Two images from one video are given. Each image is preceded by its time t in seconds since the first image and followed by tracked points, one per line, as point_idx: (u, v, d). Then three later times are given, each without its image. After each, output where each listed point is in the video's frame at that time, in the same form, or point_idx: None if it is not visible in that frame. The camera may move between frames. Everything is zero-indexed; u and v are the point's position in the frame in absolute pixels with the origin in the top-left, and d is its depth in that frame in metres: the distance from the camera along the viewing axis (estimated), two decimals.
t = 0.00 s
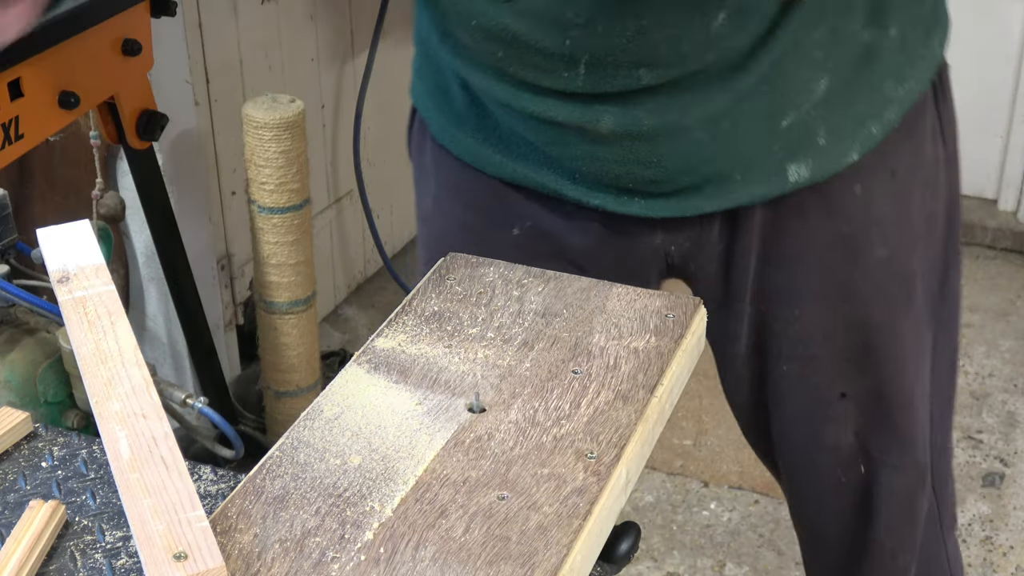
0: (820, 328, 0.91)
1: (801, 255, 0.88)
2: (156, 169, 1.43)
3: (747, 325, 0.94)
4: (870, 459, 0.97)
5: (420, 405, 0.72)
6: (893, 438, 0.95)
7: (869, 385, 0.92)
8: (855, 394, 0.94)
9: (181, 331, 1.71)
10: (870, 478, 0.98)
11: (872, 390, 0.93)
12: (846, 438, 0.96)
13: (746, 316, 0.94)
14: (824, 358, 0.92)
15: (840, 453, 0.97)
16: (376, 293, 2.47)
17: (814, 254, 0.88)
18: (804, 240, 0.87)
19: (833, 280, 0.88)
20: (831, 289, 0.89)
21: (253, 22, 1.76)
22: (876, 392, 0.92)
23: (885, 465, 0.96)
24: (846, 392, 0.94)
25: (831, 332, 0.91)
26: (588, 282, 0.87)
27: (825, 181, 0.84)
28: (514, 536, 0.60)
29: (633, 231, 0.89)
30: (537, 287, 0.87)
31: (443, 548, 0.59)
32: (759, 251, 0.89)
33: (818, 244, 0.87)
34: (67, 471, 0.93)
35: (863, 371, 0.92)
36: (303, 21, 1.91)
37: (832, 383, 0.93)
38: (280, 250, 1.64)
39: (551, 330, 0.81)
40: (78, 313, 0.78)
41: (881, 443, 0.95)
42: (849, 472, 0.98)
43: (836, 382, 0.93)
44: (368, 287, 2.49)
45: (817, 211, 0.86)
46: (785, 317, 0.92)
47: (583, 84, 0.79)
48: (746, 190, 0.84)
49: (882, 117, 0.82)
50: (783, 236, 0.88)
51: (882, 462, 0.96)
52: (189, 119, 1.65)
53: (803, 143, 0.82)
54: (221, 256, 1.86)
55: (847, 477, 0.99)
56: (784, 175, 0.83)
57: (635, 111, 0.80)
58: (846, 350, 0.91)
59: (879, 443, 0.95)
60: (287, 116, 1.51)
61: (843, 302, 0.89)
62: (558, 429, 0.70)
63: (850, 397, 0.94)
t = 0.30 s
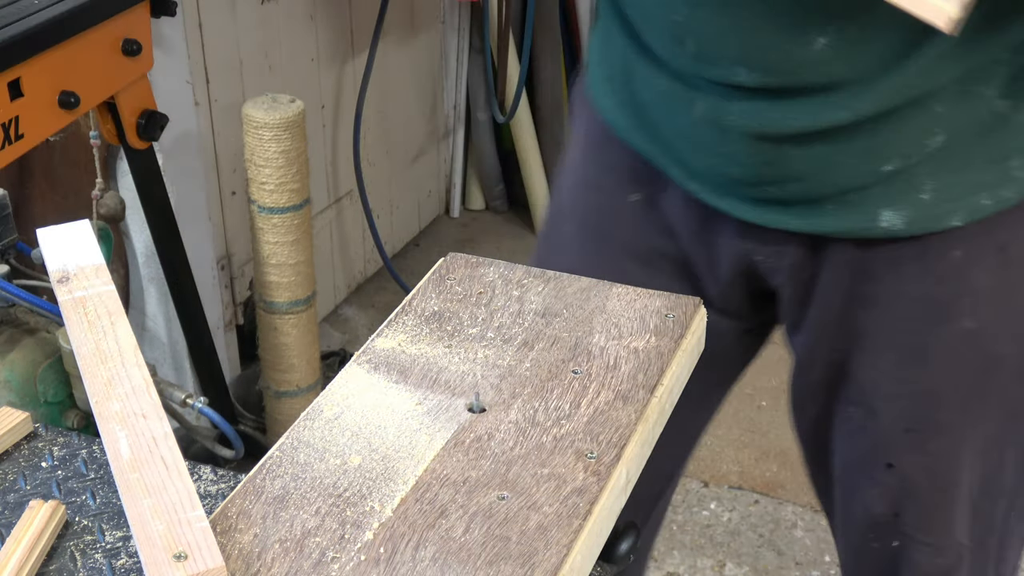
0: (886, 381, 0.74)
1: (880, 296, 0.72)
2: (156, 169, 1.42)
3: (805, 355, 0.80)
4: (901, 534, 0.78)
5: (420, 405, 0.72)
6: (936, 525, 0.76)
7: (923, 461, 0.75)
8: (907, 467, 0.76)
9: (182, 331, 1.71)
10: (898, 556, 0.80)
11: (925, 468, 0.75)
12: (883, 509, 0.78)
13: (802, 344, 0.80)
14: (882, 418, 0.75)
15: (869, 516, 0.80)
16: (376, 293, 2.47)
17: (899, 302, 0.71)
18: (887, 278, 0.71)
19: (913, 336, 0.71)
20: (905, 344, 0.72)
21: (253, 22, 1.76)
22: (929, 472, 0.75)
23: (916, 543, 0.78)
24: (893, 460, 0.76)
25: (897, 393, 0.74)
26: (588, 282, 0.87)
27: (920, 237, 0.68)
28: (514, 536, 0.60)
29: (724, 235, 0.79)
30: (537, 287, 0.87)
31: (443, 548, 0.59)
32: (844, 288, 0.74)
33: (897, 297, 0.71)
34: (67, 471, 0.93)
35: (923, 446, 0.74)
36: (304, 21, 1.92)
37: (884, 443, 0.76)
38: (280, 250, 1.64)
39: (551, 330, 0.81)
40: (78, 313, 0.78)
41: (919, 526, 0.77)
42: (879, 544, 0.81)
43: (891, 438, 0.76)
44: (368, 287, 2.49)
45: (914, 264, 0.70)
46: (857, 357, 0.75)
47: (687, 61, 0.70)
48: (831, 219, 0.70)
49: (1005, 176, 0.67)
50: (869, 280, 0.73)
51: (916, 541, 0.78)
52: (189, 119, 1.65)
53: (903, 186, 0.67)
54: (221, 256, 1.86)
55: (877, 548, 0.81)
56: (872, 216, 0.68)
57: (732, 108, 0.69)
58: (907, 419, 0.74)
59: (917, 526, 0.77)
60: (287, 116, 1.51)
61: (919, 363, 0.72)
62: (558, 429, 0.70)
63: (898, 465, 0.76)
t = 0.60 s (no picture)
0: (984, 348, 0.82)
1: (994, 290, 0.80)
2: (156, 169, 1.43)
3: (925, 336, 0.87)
4: (958, 495, 0.87)
5: (420, 405, 0.72)
6: (996, 487, 0.85)
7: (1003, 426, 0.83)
8: (985, 435, 0.84)
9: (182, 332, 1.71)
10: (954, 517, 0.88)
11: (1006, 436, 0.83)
12: (946, 471, 0.87)
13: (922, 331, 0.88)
14: (970, 386, 0.83)
15: (933, 473, 0.89)
16: (376, 292, 2.47)
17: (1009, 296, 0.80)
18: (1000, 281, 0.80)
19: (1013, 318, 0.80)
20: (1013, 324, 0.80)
21: (253, 23, 1.76)
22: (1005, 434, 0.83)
23: (972, 501, 0.86)
24: (969, 424, 0.84)
25: (990, 366, 0.82)
26: (588, 282, 0.88)
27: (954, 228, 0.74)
28: (514, 536, 0.60)
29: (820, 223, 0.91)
30: (537, 286, 0.87)
31: (443, 548, 0.59)
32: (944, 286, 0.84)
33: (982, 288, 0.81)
34: (67, 471, 0.93)
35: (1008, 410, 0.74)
36: (304, 21, 1.92)
37: (959, 408, 0.84)
38: (280, 250, 1.64)
39: (551, 330, 0.81)
40: (78, 313, 0.79)
41: (984, 489, 0.85)
42: (935, 503, 0.89)
43: (972, 402, 0.83)
44: (368, 286, 2.49)
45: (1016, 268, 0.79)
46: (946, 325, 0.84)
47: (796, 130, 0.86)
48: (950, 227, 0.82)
49: None
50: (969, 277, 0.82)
51: (977, 501, 0.86)
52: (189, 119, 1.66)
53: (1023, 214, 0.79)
54: (221, 256, 1.86)
55: (932, 507, 0.90)
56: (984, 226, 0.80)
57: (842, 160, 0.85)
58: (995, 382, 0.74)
59: (978, 489, 0.85)
60: (287, 116, 1.51)
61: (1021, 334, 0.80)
62: (558, 428, 0.70)
63: (977, 429, 0.84)
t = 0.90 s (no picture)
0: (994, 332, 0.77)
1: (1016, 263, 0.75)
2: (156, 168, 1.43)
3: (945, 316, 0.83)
4: (972, 467, 0.81)
5: (420, 406, 0.72)
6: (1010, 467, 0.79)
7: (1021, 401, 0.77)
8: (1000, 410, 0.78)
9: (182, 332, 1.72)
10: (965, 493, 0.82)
11: None
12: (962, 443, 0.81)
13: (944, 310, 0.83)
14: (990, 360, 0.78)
15: (950, 445, 0.83)
16: (376, 292, 2.47)
17: None
18: None
19: None
20: None
21: (253, 23, 1.76)
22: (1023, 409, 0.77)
23: (985, 475, 0.80)
24: (989, 400, 0.79)
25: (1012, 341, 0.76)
26: (588, 282, 0.88)
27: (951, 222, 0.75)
28: (514, 536, 0.60)
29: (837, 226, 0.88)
30: (537, 286, 0.87)
31: (443, 548, 0.59)
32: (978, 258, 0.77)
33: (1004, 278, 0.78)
34: (66, 471, 0.93)
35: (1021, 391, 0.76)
36: (304, 21, 1.92)
37: (981, 377, 0.79)
38: (280, 250, 1.64)
39: (551, 330, 0.81)
40: (78, 313, 0.79)
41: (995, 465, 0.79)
42: (947, 476, 0.83)
43: (994, 377, 0.78)
44: (368, 287, 2.49)
45: None
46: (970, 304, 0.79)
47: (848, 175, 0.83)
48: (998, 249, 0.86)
49: None
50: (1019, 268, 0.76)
51: (985, 477, 0.80)
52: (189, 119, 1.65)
53: None
54: (221, 257, 1.86)
55: (946, 480, 0.84)
56: None
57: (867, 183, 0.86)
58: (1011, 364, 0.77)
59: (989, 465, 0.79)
60: (287, 116, 1.51)
61: None
62: (558, 428, 0.70)
63: (993, 407, 0.78)
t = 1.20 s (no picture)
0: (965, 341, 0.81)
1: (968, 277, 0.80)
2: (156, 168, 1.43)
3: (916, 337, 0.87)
4: (951, 481, 0.85)
5: (420, 406, 0.72)
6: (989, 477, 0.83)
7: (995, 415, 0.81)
8: (975, 423, 0.82)
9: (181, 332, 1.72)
10: (948, 504, 0.86)
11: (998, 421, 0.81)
12: (939, 456, 0.86)
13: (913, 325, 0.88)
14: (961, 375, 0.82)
15: (926, 460, 0.88)
16: (376, 292, 2.47)
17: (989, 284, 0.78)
18: (971, 258, 0.79)
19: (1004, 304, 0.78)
20: (993, 314, 0.79)
21: (253, 22, 1.76)
22: (999, 422, 0.81)
23: (964, 487, 0.84)
24: (963, 414, 0.83)
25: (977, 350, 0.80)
26: (588, 282, 0.88)
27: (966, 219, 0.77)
28: (514, 536, 0.60)
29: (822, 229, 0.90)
30: (536, 286, 0.87)
31: (444, 548, 0.59)
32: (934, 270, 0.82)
33: (964, 276, 0.79)
34: (67, 472, 0.93)
35: (996, 403, 0.81)
36: (304, 21, 1.92)
37: (955, 395, 0.83)
38: (280, 250, 1.64)
39: (551, 330, 0.81)
40: (78, 313, 0.78)
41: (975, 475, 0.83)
42: (926, 490, 0.88)
43: (966, 392, 0.82)
44: (368, 287, 2.49)
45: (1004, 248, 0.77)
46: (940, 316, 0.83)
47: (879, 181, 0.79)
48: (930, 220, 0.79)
49: None
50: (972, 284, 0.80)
51: (969, 489, 0.84)
52: (189, 119, 1.65)
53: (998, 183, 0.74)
54: (221, 256, 1.86)
55: (925, 492, 0.88)
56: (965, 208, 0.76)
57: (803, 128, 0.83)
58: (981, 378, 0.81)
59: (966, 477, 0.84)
60: (287, 116, 1.51)
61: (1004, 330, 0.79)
62: (558, 428, 0.70)
63: (969, 421, 0.82)
